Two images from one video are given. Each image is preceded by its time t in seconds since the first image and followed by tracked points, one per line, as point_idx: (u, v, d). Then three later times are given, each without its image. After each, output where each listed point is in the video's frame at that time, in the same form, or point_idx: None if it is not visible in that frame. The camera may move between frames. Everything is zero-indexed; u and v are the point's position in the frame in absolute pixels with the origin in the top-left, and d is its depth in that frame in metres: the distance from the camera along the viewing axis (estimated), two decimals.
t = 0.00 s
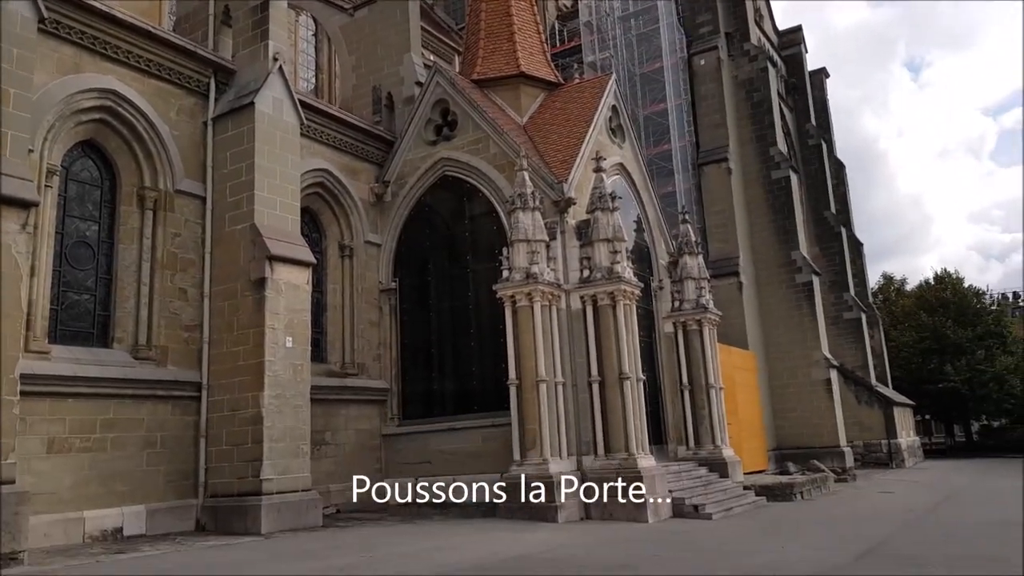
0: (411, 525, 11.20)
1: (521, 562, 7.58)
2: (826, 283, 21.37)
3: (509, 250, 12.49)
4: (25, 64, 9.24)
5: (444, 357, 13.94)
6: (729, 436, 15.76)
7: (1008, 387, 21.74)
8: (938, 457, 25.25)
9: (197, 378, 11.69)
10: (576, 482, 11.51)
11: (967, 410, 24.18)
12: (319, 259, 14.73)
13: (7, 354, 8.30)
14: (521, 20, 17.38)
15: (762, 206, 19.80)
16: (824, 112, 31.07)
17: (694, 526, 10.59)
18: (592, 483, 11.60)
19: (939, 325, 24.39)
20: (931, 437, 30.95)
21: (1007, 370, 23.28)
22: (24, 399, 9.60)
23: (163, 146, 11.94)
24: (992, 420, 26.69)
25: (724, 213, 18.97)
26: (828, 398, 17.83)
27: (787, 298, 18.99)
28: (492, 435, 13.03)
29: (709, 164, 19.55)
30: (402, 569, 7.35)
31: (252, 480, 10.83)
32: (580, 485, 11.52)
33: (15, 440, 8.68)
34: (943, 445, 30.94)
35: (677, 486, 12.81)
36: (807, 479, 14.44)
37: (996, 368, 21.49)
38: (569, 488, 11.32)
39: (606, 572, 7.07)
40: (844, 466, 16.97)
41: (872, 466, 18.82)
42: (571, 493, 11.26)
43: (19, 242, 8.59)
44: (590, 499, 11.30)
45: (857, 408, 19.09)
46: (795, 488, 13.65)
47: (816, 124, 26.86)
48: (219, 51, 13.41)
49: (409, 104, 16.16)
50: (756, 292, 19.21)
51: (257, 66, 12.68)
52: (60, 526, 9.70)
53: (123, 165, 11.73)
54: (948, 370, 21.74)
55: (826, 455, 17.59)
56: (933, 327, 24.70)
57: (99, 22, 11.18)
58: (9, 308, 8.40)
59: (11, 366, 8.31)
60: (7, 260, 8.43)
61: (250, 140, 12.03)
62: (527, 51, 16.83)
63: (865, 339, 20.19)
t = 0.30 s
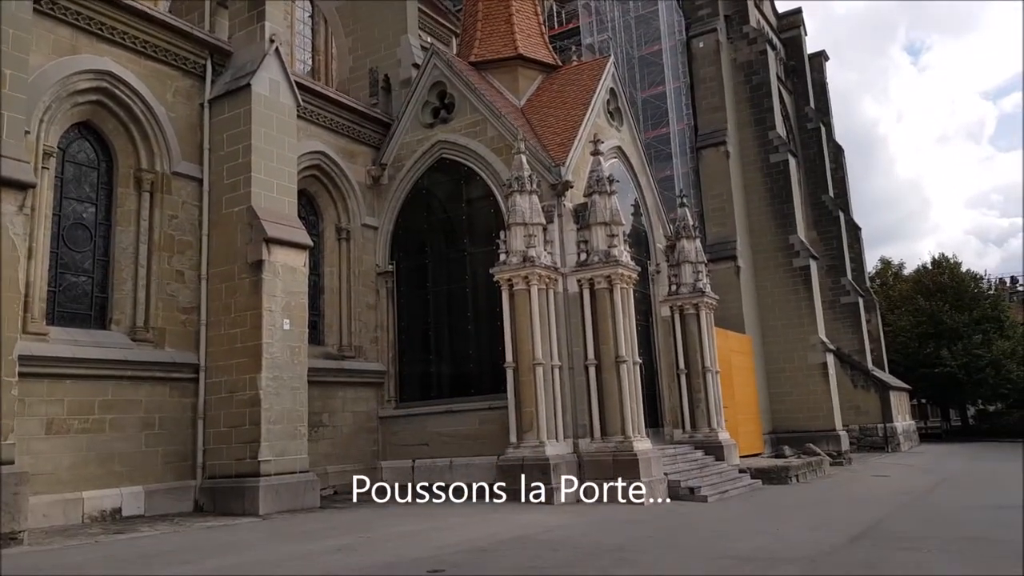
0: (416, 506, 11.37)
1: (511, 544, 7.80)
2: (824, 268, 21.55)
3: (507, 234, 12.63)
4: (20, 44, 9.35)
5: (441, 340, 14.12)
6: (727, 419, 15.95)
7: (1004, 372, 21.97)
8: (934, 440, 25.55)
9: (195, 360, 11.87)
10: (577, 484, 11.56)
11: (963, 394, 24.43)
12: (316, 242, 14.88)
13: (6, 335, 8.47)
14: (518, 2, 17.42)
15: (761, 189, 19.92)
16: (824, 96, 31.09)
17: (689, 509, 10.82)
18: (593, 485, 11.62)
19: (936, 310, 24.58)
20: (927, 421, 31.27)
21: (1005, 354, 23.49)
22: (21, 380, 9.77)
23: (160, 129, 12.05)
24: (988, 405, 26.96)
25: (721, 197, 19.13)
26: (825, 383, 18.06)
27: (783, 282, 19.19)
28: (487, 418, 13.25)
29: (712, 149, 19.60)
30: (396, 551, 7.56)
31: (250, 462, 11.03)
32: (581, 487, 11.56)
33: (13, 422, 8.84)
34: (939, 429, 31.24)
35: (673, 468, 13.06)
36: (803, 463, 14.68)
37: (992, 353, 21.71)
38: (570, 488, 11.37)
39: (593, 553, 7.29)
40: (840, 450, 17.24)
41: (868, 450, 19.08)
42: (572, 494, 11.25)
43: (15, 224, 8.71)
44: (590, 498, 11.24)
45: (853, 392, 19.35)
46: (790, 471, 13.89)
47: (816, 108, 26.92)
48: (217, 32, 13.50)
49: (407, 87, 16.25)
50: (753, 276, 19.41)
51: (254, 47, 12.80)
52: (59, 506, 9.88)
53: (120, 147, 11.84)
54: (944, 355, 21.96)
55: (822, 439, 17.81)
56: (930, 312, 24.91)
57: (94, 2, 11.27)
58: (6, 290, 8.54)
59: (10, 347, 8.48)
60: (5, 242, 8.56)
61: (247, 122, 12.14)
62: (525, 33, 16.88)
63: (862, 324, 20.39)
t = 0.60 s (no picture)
0: (420, 499, 10.26)
1: (507, 525, 7.97)
2: (823, 252, 21.64)
3: (505, 217, 12.70)
4: (16, 26, 9.39)
5: (439, 324, 14.23)
6: (724, 403, 16.10)
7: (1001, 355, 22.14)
8: (931, 424, 25.74)
9: (194, 343, 11.99)
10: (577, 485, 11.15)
11: (960, 377, 24.63)
12: (314, 225, 14.97)
13: (5, 318, 8.55)
14: None
15: (760, 173, 19.97)
16: (824, 79, 31.02)
17: (686, 491, 10.99)
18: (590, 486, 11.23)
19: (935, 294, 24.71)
20: (924, 404, 31.48)
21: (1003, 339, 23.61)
22: (21, 363, 9.86)
23: (158, 111, 12.09)
24: (986, 389, 27.13)
25: (720, 181, 19.18)
26: (822, 366, 18.20)
27: (780, 266, 19.30)
28: (485, 401, 13.39)
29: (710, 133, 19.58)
30: (395, 531, 7.73)
31: (250, 444, 11.16)
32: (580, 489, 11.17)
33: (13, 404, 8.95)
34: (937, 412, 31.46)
35: (670, 451, 13.21)
36: (800, 447, 14.84)
37: (989, 337, 21.89)
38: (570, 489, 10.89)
39: (588, 533, 7.46)
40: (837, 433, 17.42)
41: (865, 433, 19.28)
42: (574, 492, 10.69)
43: (14, 207, 8.77)
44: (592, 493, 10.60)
45: (851, 376, 19.51)
46: (786, 454, 14.05)
47: (816, 91, 26.89)
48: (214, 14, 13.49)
49: (405, 69, 16.26)
50: (750, 260, 19.50)
51: (251, 29, 12.81)
52: (60, 488, 9.99)
53: (118, 130, 11.89)
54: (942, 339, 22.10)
55: (818, 422, 17.98)
56: (929, 296, 25.03)
57: None
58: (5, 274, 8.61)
59: (9, 330, 8.57)
60: (4, 225, 8.61)
61: (245, 104, 12.19)
62: (524, 15, 16.87)
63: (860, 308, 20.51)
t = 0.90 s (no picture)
0: (419, 498, 8.87)
1: (505, 508, 8.06)
2: (821, 238, 21.69)
3: (505, 202, 12.72)
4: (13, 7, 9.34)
5: (438, 308, 14.29)
6: (721, 388, 16.19)
7: (998, 342, 22.23)
8: (928, 409, 25.90)
9: (193, 325, 12.04)
10: (579, 483, 9.92)
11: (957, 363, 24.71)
12: (313, 208, 14.98)
13: (4, 300, 8.56)
14: None
15: (760, 158, 19.97)
16: (824, 64, 30.94)
17: (683, 475, 11.08)
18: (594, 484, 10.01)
19: (933, 281, 24.76)
20: (922, 390, 31.61)
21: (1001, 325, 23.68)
22: (20, 345, 9.89)
23: (156, 93, 12.08)
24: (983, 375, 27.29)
25: (719, 166, 19.18)
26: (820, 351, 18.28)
27: (780, 251, 19.34)
28: (484, 385, 13.47)
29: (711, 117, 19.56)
30: (395, 514, 7.80)
31: (249, 427, 11.23)
32: (582, 486, 9.97)
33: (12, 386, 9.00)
34: (933, 398, 31.65)
35: (668, 435, 13.32)
36: (798, 432, 14.93)
37: (987, 324, 21.97)
38: (572, 487, 9.69)
39: (583, 517, 7.55)
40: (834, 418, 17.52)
41: (862, 418, 19.38)
42: (577, 491, 9.47)
43: (12, 188, 8.74)
44: (597, 491, 9.38)
45: (849, 361, 19.61)
46: (784, 439, 14.16)
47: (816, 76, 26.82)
48: None
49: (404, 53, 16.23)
50: (750, 245, 19.55)
51: (249, 11, 12.76)
52: (58, 469, 10.05)
53: (115, 111, 11.87)
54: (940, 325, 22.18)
55: (816, 408, 18.07)
56: (927, 282, 25.11)
57: None
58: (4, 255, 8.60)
59: (8, 311, 8.58)
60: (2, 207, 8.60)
61: (244, 86, 12.17)
62: None
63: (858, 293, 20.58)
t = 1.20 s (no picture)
0: (417, 498, 8.02)
1: (504, 495, 8.16)
2: (820, 226, 21.73)
3: (505, 190, 12.74)
4: None
5: (438, 297, 14.34)
6: (720, 376, 16.27)
7: (997, 330, 22.32)
8: (926, 397, 26.03)
9: (192, 314, 12.09)
10: (576, 482, 8.94)
11: (955, 352, 24.82)
12: (313, 197, 15.01)
13: (4, 288, 8.59)
14: None
15: (760, 147, 19.97)
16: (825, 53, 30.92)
17: (682, 463, 11.18)
18: (593, 482, 9.06)
19: (932, 269, 24.82)
20: (921, 378, 31.72)
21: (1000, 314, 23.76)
22: (20, 333, 9.95)
23: (155, 81, 12.08)
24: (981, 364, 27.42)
25: (719, 154, 19.20)
26: (819, 340, 18.36)
27: (779, 239, 19.38)
28: (484, 373, 13.55)
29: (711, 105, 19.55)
30: (396, 502, 7.92)
31: (249, 416, 11.30)
32: (582, 485, 8.99)
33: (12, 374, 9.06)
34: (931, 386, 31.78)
35: (668, 423, 13.41)
36: (796, 420, 15.02)
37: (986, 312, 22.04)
38: (569, 487, 8.70)
39: (580, 504, 7.65)
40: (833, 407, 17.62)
41: (860, 407, 19.48)
42: (577, 492, 8.48)
43: (11, 176, 8.83)
44: (597, 493, 8.38)
45: (848, 349, 19.69)
46: (782, 428, 14.25)
47: (817, 65, 26.81)
48: None
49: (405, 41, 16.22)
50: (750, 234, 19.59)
51: None
52: (58, 458, 10.11)
53: (114, 99, 11.88)
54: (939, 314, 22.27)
55: (814, 396, 18.16)
56: (926, 271, 25.18)
57: None
58: (5, 243, 8.66)
59: (8, 299, 8.62)
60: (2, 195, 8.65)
61: (243, 75, 12.17)
62: None
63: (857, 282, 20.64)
